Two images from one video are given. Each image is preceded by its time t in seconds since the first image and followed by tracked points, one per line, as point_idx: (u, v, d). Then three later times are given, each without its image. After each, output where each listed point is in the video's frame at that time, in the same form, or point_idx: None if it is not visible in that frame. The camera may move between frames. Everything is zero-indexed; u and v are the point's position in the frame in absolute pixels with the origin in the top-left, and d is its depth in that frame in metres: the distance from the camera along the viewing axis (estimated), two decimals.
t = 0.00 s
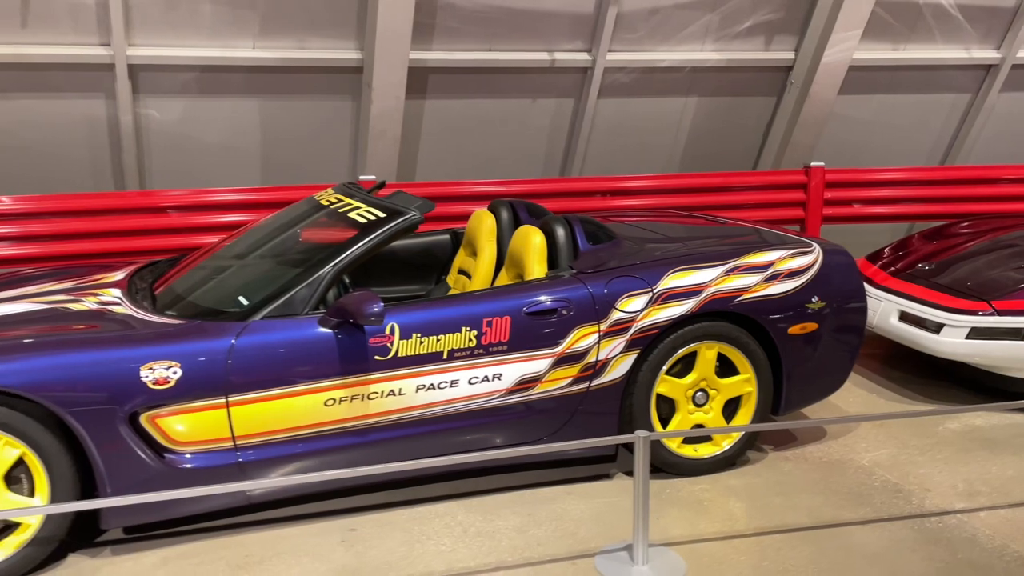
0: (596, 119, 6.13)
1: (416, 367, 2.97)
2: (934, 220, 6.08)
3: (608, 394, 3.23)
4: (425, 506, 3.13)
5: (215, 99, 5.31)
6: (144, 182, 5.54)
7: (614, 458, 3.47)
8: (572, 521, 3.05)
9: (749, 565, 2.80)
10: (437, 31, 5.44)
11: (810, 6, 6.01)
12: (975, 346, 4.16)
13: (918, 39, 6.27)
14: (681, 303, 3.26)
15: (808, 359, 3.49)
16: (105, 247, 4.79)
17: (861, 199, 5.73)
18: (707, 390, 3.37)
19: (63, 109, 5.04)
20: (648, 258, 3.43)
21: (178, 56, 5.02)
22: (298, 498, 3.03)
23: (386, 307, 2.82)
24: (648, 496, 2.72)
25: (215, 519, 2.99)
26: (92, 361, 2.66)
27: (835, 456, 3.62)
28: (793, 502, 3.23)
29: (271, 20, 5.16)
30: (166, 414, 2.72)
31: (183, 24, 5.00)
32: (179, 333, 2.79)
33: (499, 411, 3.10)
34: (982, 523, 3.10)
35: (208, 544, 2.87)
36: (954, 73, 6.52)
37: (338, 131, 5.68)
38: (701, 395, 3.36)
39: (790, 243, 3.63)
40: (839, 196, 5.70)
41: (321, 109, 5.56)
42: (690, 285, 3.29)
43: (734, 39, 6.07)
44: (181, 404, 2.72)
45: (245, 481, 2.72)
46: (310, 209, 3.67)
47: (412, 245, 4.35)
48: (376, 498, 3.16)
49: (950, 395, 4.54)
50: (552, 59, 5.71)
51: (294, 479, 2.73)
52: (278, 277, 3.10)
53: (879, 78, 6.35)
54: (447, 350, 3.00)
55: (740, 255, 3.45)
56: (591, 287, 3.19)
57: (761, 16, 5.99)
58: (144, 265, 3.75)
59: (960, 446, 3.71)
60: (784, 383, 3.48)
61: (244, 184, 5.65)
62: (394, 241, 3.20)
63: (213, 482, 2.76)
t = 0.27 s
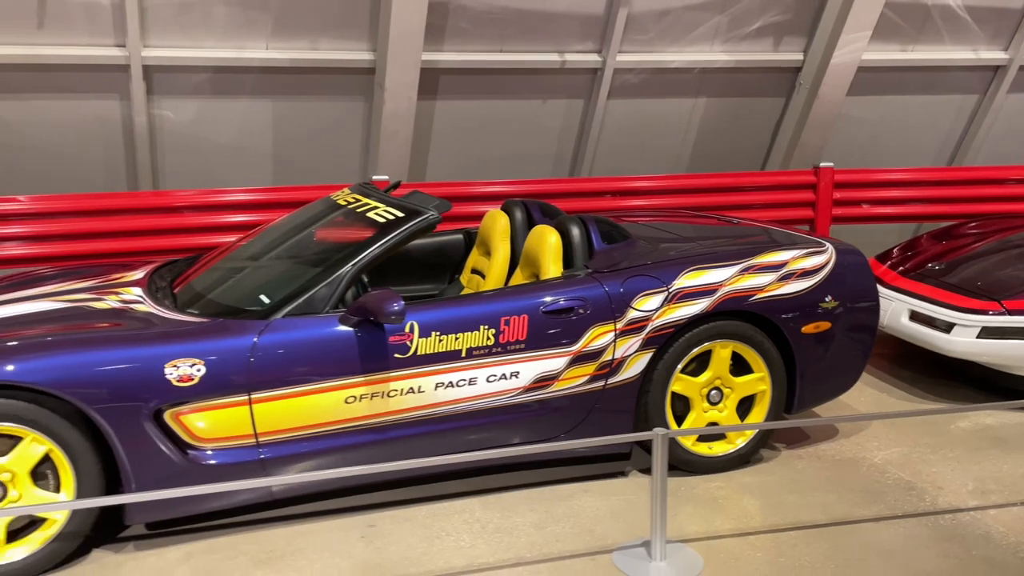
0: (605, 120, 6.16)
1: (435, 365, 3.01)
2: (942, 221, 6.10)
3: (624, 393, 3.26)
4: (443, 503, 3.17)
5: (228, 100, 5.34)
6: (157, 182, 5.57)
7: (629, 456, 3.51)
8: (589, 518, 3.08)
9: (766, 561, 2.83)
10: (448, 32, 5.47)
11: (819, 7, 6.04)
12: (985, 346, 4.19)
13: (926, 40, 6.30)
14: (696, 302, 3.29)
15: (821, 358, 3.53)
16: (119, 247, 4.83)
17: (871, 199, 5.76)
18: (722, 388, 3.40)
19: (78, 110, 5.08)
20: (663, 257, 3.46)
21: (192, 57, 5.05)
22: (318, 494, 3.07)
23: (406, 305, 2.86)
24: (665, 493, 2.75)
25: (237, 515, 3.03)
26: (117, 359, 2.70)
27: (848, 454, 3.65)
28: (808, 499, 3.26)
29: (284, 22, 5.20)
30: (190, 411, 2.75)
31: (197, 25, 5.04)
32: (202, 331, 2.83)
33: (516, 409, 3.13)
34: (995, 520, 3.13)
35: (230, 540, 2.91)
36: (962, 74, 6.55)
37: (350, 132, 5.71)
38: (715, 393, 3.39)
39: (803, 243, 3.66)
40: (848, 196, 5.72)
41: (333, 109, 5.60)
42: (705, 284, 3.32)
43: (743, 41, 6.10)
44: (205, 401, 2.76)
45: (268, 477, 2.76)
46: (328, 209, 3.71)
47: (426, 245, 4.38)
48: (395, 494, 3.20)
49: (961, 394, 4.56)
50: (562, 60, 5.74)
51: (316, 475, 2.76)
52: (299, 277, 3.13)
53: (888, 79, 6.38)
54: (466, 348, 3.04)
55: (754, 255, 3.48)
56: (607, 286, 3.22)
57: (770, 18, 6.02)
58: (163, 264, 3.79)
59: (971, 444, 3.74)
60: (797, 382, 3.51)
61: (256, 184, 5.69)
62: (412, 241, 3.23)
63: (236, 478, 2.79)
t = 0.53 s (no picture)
0: (616, 119, 6.18)
1: (454, 362, 3.04)
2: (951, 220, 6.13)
3: (641, 389, 3.30)
4: (461, 498, 3.21)
5: (242, 100, 5.38)
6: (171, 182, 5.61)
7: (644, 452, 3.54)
8: (606, 513, 3.12)
9: (783, 556, 2.86)
10: (460, 33, 5.50)
11: (829, 7, 6.07)
12: (997, 344, 4.22)
13: (935, 40, 6.33)
14: (712, 300, 3.32)
15: (835, 355, 3.56)
16: (134, 246, 4.87)
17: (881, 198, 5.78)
18: (736, 385, 3.44)
19: (94, 110, 5.11)
20: (678, 256, 3.50)
21: (207, 57, 5.09)
22: (339, 490, 3.11)
23: (428, 303, 2.89)
24: (683, 488, 2.79)
25: (259, 511, 3.07)
26: (143, 355, 2.74)
27: (861, 451, 3.68)
28: (823, 495, 3.30)
29: (299, 22, 5.24)
30: (215, 407, 2.80)
31: (212, 25, 5.08)
32: (226, 328, 2.88)
33: (535, 405, 3.17)
34: (1009, 516, 3.17)
35: (253, 534, 2.95)
36: (970, 74, 6.58)
37: (362, 131, 5.75)
38: (730, 390, 3.42)
39: (817, 242, 3.69)
40: (858, 196, 5.75)
41: (346, 109, 5.63)
42: (721, 282, 3.35)
43: (753, 41, 6.13)
44: (230, 397, 2.80)
45: (291, 472, 2.80)
46: (346, 208, 3.75)
47: (440, 243, 4.41)
48: (414, 490, 3.24)
49: (972, 392, 4.60)
50: (573, 60, 5.77)
51: (339, 470, 2.80)
52: (320, 275, 3.18)
53: (896, 79, 6.40)
54: (485, 345, 3.08)
55: (768, 253, 3.51)
56: (624, 284, 3.26)
57: (780, 18, 6.05)
58: (182, 262, 3.83)
59: (983, 441, 3.77)
60: (811, 379, 3.54)
61: (269, 183, 5.72)
62: (431, 239, 3.27)
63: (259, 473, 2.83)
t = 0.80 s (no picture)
0: (626, 117, 6.21)
1: (474, 357, 3.08)
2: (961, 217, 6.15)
3: (657, 384, 3.33)
4: (480, 492, 3.24)
5: (256, 98, 5.42)
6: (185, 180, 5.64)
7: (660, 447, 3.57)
8: (624, 507, 3.15)
9: (800, 548, 2.89)
10: (473, 32, 5.53)
11: (839, 5, 6.09)
12: (1009, 340, 4.24)
13: (945, 38, 6.34)
14: (728, 296, 3.35)
15: (849, 351, 3.58)
16: (145, 243, 4.89)
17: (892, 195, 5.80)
18: (752, 381, 3.46)
19: (110, 108, 5.15)
20: (694, 252, 3.52)
21: (222, 56, 5.13)
22: (359, 483, 3.14)
23: (448, 298, 2.95)
24: (702, 481, 2.82)
25: (281, 504, 3.11)
26: (169, 350, 2.78)
27: (875, 446, 3.71)
28: (838, 489, 3.33)
29: (313, 21, 5.27)
30: (239, 401, 2.84)
31: (228, 25, 5.11)
32: (250, 323, 2.92)
33: (553, 400, 3.20)
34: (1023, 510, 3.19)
35: (276, 527, 2.98)
36: (980, 72, 6.60)
37: (374, 129, 5.79)
38: (746, 385, 3.45)
39: (831, 238, 3.71)
40: (869, 193, 5.77)
41: (359, 107, 5.67)
42: (737, 278, 3.38)
43: (764, 39, 6.15)
44: (254, 391, 2.84)
45: (314, 465, 2.84)
46: (365, 205, 3.79)
47: (454, 240, 4.44)
48: (433, 484, 3.27)
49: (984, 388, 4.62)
50: (585, 58, 5.80)
51: (361, 463, 2.84)
52: (341, 271, 3.21)
53: (907, 77, 6.42)
54: (504, 341, 3.11)
55: (783, 250, 3.54)
56: (641, 280, 3.29)
57: (791, 16, 6.07)
58: (201, 258, 3.87)
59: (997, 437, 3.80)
60: (825, 375, 3.57)
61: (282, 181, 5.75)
62: (450, 235, 3.30)
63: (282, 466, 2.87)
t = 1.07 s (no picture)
0: (638, 115, 6.22)
1: (492, 352, 3.10)
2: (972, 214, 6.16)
3: (674, 380, 3.35)
4: (498, 487, 3.27)
5: (271, 96, 5.45)
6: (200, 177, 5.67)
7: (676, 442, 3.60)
8: (641, 501, 3.17)
9: (818, 542, 2.91)
10: (485, 30, 5.55)
11: (850, 3, 6.10)
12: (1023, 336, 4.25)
13: (957, 36, 6.35)
14: (744, 292, 3.36)
15: (864, 347, 3.60)
16: (156, 241, 4.92)
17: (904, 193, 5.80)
18: (768, 376, 3.48)
19: (126, 106, 5.18)
20: (710, 248, 3.54)
21: (237, 54, 5.16)
22: (379, 477, 3.18)
23: (468, 293, 2.96)
24: (721, 476, 2.84)
25: (301, 497, 3.14)
26: (193, 345, 2.82)
27: (890, 442, 3.72)
28: (855, 484, 3.35)
29: (327, 20, 5.30)
30: (262, 395, 2.88)
31: (243, 23, 5.14)
32: (272, 319, 2.96)
33: (571, 395, 3.22)
34: None
35: (298, 520, 3.02)
36: (991, 69, 6.60)
37: (387, 127, 5.81)
38: (762, 380, 3.47)
39: (846, 234, 3.73)
40: (881, 190, 5.77)
41: (372, 105, 5.69)
42: (753, 274, 3.40)
43: (775, 36, 6.16)
44: (277, 385, 2.89)
45: (335, 458, 2.87)
46: (382, 202, 3.83)
47: (469, 237, 4.46)
48: (451, 478, 3.30)
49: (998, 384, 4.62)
50: (597, 56, 5.82)
51: (381, 456, 2.87)
52: (361, 268, 3.25)
53: (918, 74, 6.43)
54: (523, 336, 3.13)
55: (799, 246, 3.55)
56: (658, 276, 3.31)
57: (803, 14, 6.08)
58: (220, 255, 3.92)
59: (1011, 432, 3.81)
60: (841, 370, 3.59)
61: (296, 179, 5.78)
62: (468, 232, 3.33)
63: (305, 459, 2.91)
